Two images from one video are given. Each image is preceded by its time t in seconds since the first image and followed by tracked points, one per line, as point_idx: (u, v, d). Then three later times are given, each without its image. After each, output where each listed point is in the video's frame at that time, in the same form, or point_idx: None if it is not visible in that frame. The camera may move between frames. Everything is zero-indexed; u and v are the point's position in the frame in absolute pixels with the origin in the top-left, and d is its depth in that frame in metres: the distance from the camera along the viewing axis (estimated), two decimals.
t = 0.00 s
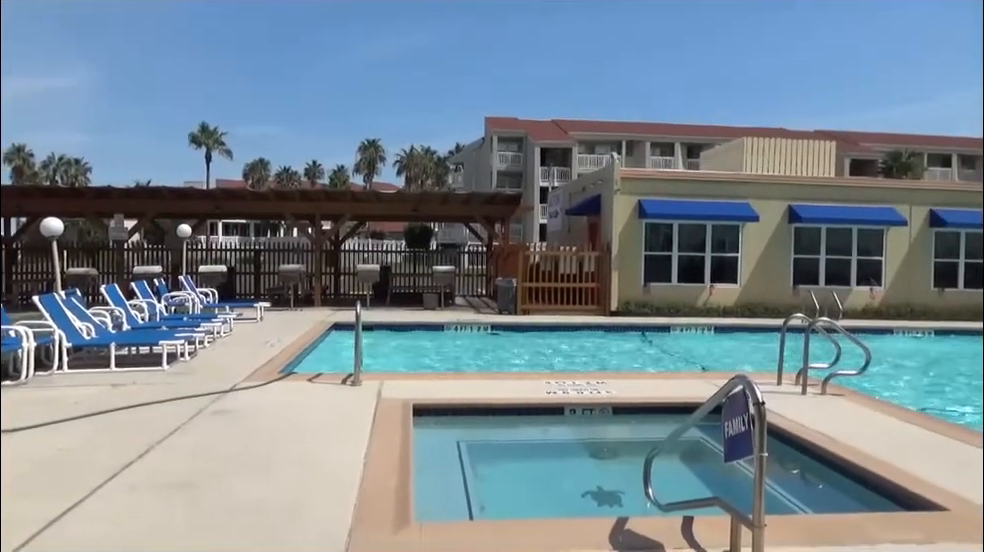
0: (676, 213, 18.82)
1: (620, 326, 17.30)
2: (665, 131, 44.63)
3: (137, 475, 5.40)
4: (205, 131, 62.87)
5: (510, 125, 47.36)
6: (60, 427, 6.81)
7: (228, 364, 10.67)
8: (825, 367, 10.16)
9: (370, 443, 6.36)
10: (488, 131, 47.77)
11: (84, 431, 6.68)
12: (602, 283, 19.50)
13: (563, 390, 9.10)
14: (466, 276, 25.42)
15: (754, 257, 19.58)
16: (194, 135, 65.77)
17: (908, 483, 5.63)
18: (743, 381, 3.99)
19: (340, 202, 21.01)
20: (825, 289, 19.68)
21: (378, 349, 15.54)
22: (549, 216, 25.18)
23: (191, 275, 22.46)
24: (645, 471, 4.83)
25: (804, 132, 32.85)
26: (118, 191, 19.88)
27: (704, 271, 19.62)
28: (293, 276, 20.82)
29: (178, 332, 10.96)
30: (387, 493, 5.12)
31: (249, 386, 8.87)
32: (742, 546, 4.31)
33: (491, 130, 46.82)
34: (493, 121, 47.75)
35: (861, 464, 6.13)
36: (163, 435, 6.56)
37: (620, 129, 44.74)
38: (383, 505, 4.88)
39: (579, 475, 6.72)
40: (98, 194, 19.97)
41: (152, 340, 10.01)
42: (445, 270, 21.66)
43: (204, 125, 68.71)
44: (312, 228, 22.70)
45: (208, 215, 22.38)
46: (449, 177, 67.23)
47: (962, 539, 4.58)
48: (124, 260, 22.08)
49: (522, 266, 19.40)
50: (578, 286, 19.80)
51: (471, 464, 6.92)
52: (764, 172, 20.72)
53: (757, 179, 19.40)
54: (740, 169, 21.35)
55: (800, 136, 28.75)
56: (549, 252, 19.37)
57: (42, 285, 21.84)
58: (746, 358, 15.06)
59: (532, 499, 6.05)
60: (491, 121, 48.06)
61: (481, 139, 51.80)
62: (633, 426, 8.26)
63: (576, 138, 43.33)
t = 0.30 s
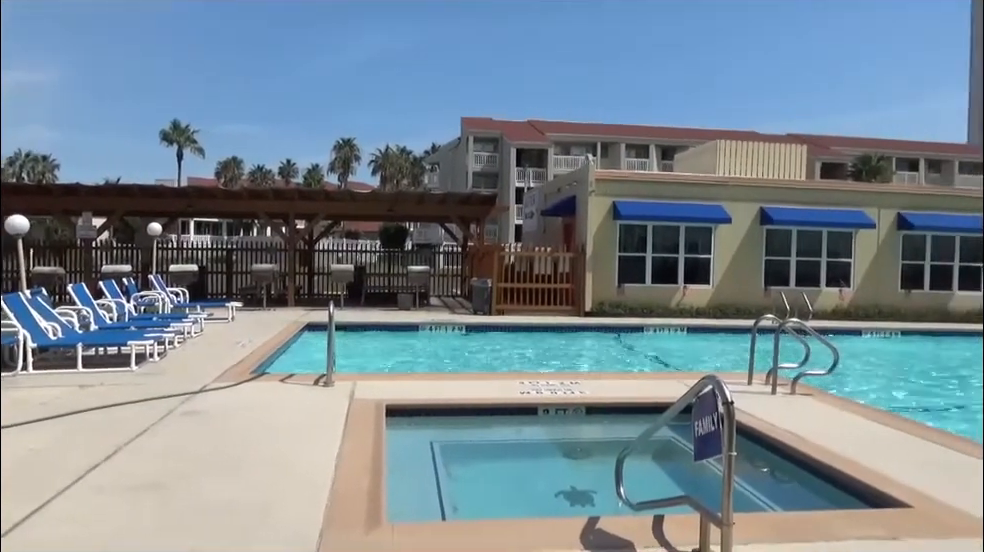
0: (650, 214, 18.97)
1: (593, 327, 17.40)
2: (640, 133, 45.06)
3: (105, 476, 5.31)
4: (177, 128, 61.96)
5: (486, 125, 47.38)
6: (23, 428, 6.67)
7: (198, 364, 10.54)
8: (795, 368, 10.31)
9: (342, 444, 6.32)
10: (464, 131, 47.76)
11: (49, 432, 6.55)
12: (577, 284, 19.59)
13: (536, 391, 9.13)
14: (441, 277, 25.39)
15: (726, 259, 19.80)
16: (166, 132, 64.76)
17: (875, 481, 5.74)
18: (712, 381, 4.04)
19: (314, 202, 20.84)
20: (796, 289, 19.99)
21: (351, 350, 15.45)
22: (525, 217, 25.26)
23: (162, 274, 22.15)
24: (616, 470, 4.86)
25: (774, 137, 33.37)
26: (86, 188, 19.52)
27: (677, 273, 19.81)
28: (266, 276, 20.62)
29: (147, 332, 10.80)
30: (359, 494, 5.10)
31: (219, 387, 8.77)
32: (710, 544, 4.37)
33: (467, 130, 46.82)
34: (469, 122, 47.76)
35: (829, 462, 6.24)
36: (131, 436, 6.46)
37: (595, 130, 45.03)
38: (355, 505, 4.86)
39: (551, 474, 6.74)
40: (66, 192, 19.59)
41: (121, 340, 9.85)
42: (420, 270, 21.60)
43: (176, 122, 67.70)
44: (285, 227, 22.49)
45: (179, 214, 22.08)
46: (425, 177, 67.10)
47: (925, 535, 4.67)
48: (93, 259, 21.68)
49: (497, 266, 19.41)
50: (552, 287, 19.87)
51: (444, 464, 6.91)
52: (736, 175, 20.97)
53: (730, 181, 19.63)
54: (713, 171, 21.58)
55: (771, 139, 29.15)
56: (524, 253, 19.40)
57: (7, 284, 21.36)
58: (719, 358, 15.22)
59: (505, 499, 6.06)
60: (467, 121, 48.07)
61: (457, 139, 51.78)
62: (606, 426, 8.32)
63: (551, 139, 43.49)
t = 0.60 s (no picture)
0: (621, 214, 19.11)
1: (565, 326, 17.47)
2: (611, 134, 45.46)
3: (68, 481, 5.20)
4: (144, 126, 60.79)
5: (458, 125, 47.33)
6: None
7: (164, 366, 10.37)
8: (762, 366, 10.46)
9: (311, 445, 6.27)
10: (436, 130, 47.67)
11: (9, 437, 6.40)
12: (548, 284, 19.65)
13: (508, 390, 9.14)
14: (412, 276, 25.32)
15: (695, 258, 20.04)
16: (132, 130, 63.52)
17: (839, 477, 5.85)
18: (680, 379, 4.09)
19: (284, 201, 20.63)
20: (763, 289, 20.31)
21: (322, 350, 15.32)
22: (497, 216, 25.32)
23: (127, 274, 21.74)
24: (586, 469, 4.89)
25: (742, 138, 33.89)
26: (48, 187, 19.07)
27: (647, 273, 19.99)
28: (235, 276, 20.35)
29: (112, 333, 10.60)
30: (328, 495, 5.07)
31: (186, 388, 8.64)
32: (677, 540, 4.42)
33: (439, 130, 46.74)
34: (441, 121, 47.68)
35: (795, 459, 6.35)
36: (94, 440, 6.34)
37: (567, 130, 45.27)
38: (325, 507, 4.84)
39: (522, 474, 6.76)
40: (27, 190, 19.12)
41: (84, 342, 9.65)
42: (392, 270, 21.49)
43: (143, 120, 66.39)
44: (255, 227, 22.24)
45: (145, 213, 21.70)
46: (397, 176, 66.83)
47: (886, 528, 4.79)
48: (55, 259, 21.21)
49: (468, 266, 19.39)
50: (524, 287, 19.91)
51: (415, 465, 6.89)
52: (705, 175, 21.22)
53: (699, 182, 19.86)
54: (683, 172, 21.82)
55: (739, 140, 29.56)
56: (496, 253, 19.40)
57: None
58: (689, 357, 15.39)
59: (475, 498, 6.07)
60: (440, 120, 47.99)
61: (429, 139, 51.68)
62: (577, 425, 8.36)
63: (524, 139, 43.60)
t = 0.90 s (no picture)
0: (593, 214, 19.22)
1: (537, 325, 17.52)
2: (583, 134, 45.69)
3: (29, 486, 5.09)
4: (110, 124, 59.50)
5: (431, 125, 47.18)
6: None
7: (131, 368, 10.18)
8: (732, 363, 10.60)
9: (281, 447, 6.23)
10: (408, 129, 47.49)
11: None
12: (521, 283, 19.68)
13: (481, 389, 9.15)
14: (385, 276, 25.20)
15: (667, 258, 20.25)
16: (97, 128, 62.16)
17: (806, 472, 5.95)
18: (650, 376, 4.13)
19: (254, 200, 20.39)
20: (733, 287, 20.59)
21: (293, 351, 15.18)
22: (470, 216, 25.30)
23: (93, 275, 21.32)
24: (558, 467, 4.90)
25: (712, 139, 34.29)
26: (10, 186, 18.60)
27: (620, 272, 20.14)
28: (204, 276, 20.07)
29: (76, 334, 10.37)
30: (299, 498, 5.03)
31: (153, 391, 8.50)
32: (647, 536, 4.47)
33: (412, 128, 46.57)
34: (414, 120, 47.50)
35: (765, 455, 6.44)
36: (58, 443, 6.21)
37: (539, 130, 45.39)
38: (295, 508, 4.80)
39: (495, 473, 6.77)
40: None
41: (47, 344, 9.44)
42: (364, 269, 21.37)
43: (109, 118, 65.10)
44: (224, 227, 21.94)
45: (111, 212, 21.30)
46: (369, 175, 66.44)
47: (850, 521, 4.89)
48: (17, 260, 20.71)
49: (441, 266, 19.33)
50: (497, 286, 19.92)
51: (387, 465, 6.87)
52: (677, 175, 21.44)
53: (670, 182, 20.06)
54: (654, 172, 22.01)
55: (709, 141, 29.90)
56: (468, 252, 19.38)
57: None
58: (661, 355, 15.51)
59: (447, 498, 6.07)
60: (412, 119, 47.82)
61: (401, 138, 51.47)
62: (549, 424, 8.38)
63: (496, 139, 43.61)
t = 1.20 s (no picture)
0: (565, 213, 19.31)
1: (510, 324, 17.55)
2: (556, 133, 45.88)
3: None
4: (75, 120, 58.24)
5: (403, 123, 47.02)
6: None
7: (96, 369, 9.99)
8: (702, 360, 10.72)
9: (250, 448, 6.17)
10: (380, 128, 47.25)
11: None
12: (494, 282, 19.70)
13: (453, 388, 9.14)
14: (357, 275, 25.04)
15: (638, 257, 20.42)
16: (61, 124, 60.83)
17: (774, 467, 6.04)
18: (620, 374, 4.17)
19: (224, 198, 20.14)
20: (703, 286, 20.83)
21: (264, 351, 15.02)
22: (442, 214, 25.24)
23: (57, 274, 20.88)
24: (529, 465, 4.91)
25: (683, 140, 34.65)
26: None
27: (592, 270, 20.26)
28: (172, 275, 19.76)
29: (39, 336, 10.15)
30: (268, 498, 4.98)
31: (119, 392, 8.36)
32: (618, 533, 4.50)
33: (384, 127, 46.33)
34: (386, 119, 47.31)
35: (733, 451, 6.53)
36: (20, 446, 6.09)
37: (512, 129, 45.46)
38: (264, 509, 4.76)
39: (467, 471, 6.78)
40: None
41: (9, 345, 9.23)
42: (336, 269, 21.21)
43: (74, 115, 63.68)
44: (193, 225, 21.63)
45: (76, 211, 20.88)
46: (341, 174, 66.00)
47: (816, 515, 4.98)
48: None
49: (414, 265, 19.26)
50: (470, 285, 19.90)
51: (359, 465, 6.84)
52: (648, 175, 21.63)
53: (642, 182, 20.23)
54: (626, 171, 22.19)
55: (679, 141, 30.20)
56: (441, 251, 19.34)
57: None
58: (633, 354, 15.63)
59: (419, 497, 6.05)
60: (384, 118, 47.60)
61: (374, 137, 51.22)
62: (522, 423, 8.41)
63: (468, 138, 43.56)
